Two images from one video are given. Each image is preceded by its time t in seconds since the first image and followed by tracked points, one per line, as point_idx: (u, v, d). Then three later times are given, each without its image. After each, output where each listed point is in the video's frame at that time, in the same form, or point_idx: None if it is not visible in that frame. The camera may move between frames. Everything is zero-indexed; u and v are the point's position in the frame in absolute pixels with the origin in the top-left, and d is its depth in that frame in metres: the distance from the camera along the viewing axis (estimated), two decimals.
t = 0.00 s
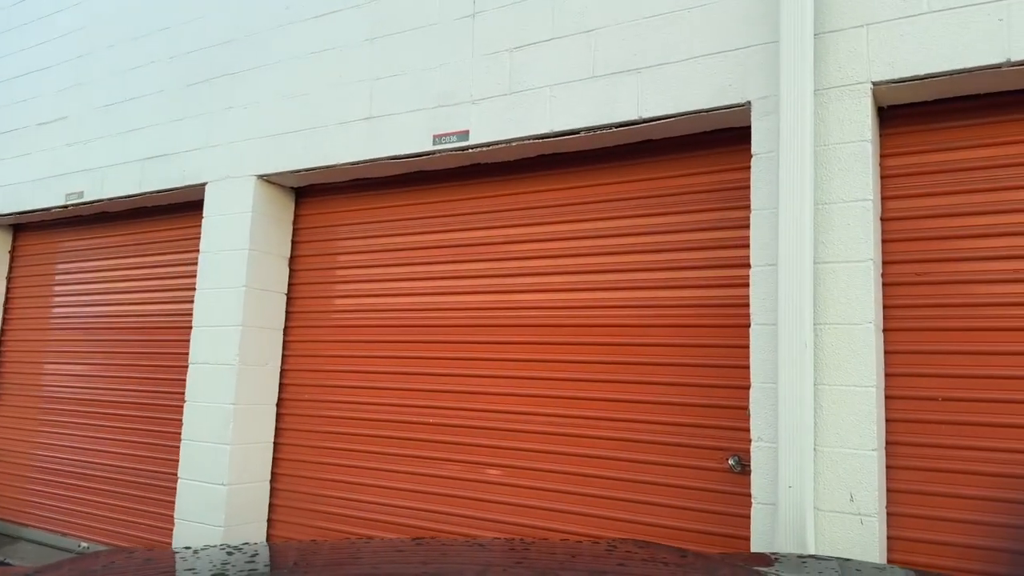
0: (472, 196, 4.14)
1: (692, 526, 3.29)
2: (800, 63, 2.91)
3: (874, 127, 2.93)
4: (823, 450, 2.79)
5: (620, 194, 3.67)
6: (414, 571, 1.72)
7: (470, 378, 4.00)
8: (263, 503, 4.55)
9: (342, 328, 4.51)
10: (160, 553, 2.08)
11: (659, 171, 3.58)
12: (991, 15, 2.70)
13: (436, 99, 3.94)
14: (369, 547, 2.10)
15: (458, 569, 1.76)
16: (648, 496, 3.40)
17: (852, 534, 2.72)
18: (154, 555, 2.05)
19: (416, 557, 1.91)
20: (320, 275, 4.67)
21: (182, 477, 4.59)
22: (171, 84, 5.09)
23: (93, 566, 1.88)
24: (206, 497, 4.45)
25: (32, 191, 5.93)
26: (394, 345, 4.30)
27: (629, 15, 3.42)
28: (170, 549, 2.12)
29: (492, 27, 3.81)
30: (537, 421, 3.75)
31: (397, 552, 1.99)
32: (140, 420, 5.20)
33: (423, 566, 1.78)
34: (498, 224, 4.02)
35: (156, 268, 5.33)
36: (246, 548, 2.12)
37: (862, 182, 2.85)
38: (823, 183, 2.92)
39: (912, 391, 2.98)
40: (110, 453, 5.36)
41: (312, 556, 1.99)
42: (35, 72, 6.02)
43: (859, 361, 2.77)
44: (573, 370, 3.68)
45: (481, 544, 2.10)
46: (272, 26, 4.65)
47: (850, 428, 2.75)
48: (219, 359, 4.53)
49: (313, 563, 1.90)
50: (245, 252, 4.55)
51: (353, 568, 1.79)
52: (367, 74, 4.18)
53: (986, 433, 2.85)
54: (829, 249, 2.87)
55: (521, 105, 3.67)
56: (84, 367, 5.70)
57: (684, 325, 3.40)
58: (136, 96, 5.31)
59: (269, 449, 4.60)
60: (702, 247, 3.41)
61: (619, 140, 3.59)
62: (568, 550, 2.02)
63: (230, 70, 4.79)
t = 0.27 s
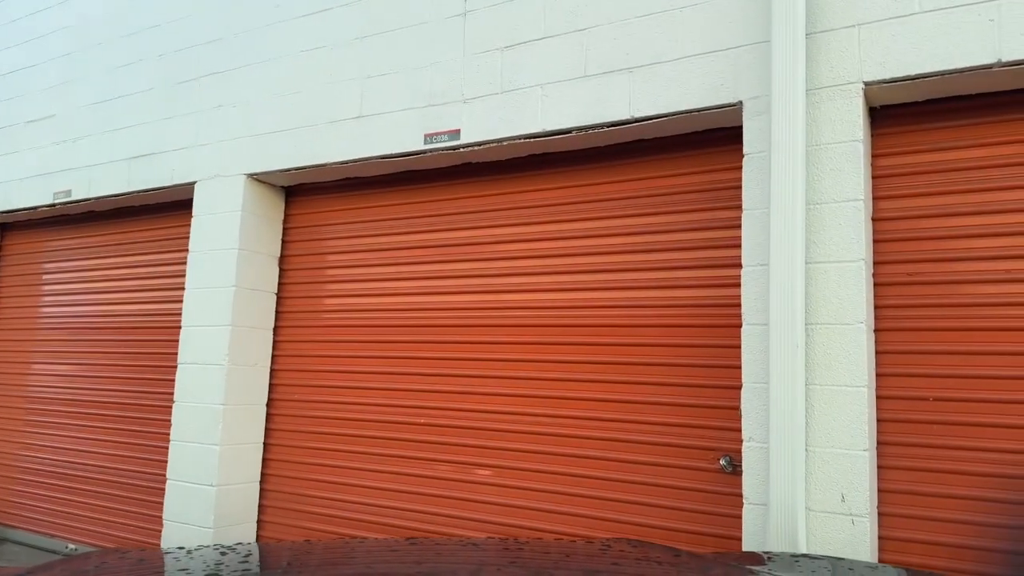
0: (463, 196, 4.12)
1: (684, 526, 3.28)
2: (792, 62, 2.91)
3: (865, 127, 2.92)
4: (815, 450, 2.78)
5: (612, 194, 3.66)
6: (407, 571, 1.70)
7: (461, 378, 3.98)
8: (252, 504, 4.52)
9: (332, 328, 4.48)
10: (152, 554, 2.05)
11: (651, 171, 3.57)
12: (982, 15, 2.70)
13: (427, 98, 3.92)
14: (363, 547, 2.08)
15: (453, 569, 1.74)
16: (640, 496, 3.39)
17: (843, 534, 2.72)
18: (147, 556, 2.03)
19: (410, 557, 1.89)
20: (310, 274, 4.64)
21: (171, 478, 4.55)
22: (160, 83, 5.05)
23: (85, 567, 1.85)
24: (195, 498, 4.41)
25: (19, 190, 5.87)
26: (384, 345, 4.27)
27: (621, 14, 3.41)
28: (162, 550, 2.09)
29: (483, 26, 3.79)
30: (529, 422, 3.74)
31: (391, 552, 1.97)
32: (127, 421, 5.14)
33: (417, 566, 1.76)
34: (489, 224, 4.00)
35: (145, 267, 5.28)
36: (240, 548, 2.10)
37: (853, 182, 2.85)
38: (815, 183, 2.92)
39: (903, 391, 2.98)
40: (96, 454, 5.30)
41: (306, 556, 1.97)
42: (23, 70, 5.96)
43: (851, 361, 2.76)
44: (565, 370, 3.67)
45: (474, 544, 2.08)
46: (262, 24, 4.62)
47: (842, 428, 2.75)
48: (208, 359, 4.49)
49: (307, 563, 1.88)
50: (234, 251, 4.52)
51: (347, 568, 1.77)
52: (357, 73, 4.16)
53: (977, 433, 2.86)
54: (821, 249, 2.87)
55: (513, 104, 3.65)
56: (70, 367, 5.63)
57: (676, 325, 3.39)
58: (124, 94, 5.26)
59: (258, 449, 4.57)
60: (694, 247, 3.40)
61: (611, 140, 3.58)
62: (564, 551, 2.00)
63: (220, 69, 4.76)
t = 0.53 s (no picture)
0: (459, 195, 4.10)
1: (679, 527, 3.27)
2: (788, 62, 2.89)
3: (861, 127, 2.92)
4: (811, 451, 2.77)
5: (608, 193, 3.65)
6: (404, 570, 1.68)
7: (456, 379, 3.96)
8: (245, 505, 4.50)
9: (326, 328, 4.46)
10: (147, 553, 2.04)
11: (647, 170, 3.55)
12: (979, 14, 2.69)
13: (422, 96, 3.90)
14: (360, 546, 2.06)
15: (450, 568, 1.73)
16: (636, 496, 3.37)
17: (839, 535, 2.71)
18: (143, 554, 2.01)
19: (407, 556, 1.87)
20: (304, 273, 4.61)
21: (164, 479, 4.52)
22: (154, 81, 5.02)
23: (81, 565, 1.83)
24: (188, 499, 4.38)
25: (11, 189, 5.83)
26: (379, 345, 4.25)
27: (617, 13, 3.39)
28: (158, 548, 2.08)
29: (479, 24, 3.77)
30: (524, 422, 3.72)
31: (388, 551, 1.96)
32: (120, 422, 5.11)
33: (414, 566, 1.74)
34: (485, 223, 3.99)
35: (138, 266, 5.25)
36: (237, 547, 2.08)
37: (850, 182, 2.84)
38: (812, 183, 2.91)
39: (900, 391, 2.97)
40: (87, 454, 5.26)
41: (302, 555, 1.95)
42: (15, 68, 5.92)
43: (847, 362, 2.76)
44: (561, 370, 3.65)
45: (472, 543, 2.07)
46: (256, 22, 4.59)
47: (838, 429, 2.74)
48: (202, 359, 4.46)
49: (304, 562, 1.86)
50: (228, 251, 4.49)
51: (344, 567, 1.75)
52: (352, 71, 4.14)
53: (973, 434, 2.85)
54: (817, 249, 2.86)
55: (508, 103, 3.63)
56: (61, 368, 5.59)
57: (672, 325, 3.38)
58: (117, 92, 5.23)
59: (252, 449, 4.54)
60: (690, 247, 3.39)
61: (607, 139, 3.56)
62: (561, 551, 1.99)
63: (214, 67, 4.73)
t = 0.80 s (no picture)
0: (455, 194, 4.08)
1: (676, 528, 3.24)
2: (786, 59, 2.88)
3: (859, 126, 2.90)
4: (809, 452, 2.75)
5: (604, 193, 3.63)
6: (404, 570, 1.66)
7: (452, 379, 3.93)
8: (239, 507, 4.46)
9: (321, 327, 4.43)
10: (147, 553, 2.01)
11: (644, 169, 3.53)
12: (978, 13, 2.68)
13: (418, 95, 3.87)
14: (360, 546, 2.04)
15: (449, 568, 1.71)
16: (633, 497, 3.35)
17: (837, 536, 2.69)
18: (143, 554, 1.99)
19: (407, 556, 1.85)
20: (299, 273, 4.58)
21: (157, 479, 4.49)
22: (148, 79, 4.99)
23: (81, 565, 1.81)
24: (181, 499, 4.35)
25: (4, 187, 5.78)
26: (374, 345, 4.22)
27: (614, 11, 3.37)
28: (158, 549, 2.05)
29: (475, 22, 3.75)
30: (520, 422, 3.69)
31: (387, 551, 1.93)
32: (113, 422, 5.06)
33: (414, 566, 1.72)
34: (481, 223, 3.96)
35: (132, 265, 5.21)
36: (235, 548, 2.06)
37: (848, 180, 2.82)
38: (810, 182, 2.89)
39: (898, 391, 2.96)
40: (79, 455, 5.20)
41: (301, 555, 1.93)
42: (9, 66, 5.88)
43: (845, 362, 2.74)
44: (557, 371, 3.62)
45: (471, 544, 2.05)
46: (251, 20, 4.56)
47: (836, 429, 2.72)
48: (196, 360, 4.43)
49: (303, 562, 1.84)
50: (222, 250, 4.46)
51: (344, 567, 1.73)
52: (348, 69, 4.11)
53: (972, 434, 2.84)
54: (815, 248, 2.84)
55: (505, 101, 3.61)
56: (53, 368, 5.54)
57: (669, 325, 3.36)
58: (111, 90, 5.19)
59: (246, 450, 4.51)
60: (687, 247, 3.36)
61: (604, 138, 3.54)
62: (562, 550, 1.97)
63: (209, 65, 4.70)
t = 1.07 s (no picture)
0: (451, 192, 4.04)
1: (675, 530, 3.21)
2: (786, 56, 2.84)
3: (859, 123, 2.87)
4: (808, 453, 2.72)
5: (602, 191, 3.59)
6: (404, 571, 1.62)
7: (448, 379, 3.89)
8: (233, 508, 4.42)
9: (316, 327, 4.39)
10: (146, 552, 1.98)
11: (641, 168, 3.50)
12: (979, 9, 2.65)
13: (414, 92, 3.83)
14: (360, 545, 2.00)
15: (450, 568, 1.67)
16: (631, 498, 3.32)
17: (837, 539, 2.66)
18: (142, 554, 1.96)
19: (408, 556, 1.82)
20: (293, 272, 4.53)
21: (150, 480, 4.44)
22: (141, 76, 4.94)
23: (81, 565, 1.78)
24: (174, 501, 4.30)
25: None
26: (369, 345, 4.18)
27: (612, 7, 3.34)
28: (158, 548, 2.02)
29: (471, 19, 3.71)
30: (517, 423, 3.66)
31: (388, 550, 1.90)
32: (105, 423, 5.01)
33: (414, 566, 1.69)
34: (477, 221, 3.93)
35: (125, 265, 5.16)
36: (234, 548, 2.03)
37: (848, 179, 2.79)
38: (810, 180, 2.86)
39: (898, 392, 2.93)
40: (70, 455, 5.15)
41: (301, 555, 1.90)
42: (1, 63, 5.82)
43: (845, 362, 2.71)
44: (554, 371, 3.59)
45: (471, 543, 2.01)
46: (246, 16, 4.52)
47: (836, 431, 2.69)
48: (189, 360, 4.38)
49: (304, 562, 1.80)
50: (216, 249, 4.42)
51: (344, 567, 1.69)
52: (343, 67, 4.07)
53: (972, 435, 2.82)
54: (815, 247, 2.81)
55: (501, 98, 3.57)
56: (44, 368, 5.48)
57: (667, 325, 3.32)
58: (104, 88, 5.14)
59: (240, 451, 4.47)
60: (685, 245, 3.33)
61: (601, 136, 3.51)
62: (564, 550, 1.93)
63: (202, 63, 4.65)
